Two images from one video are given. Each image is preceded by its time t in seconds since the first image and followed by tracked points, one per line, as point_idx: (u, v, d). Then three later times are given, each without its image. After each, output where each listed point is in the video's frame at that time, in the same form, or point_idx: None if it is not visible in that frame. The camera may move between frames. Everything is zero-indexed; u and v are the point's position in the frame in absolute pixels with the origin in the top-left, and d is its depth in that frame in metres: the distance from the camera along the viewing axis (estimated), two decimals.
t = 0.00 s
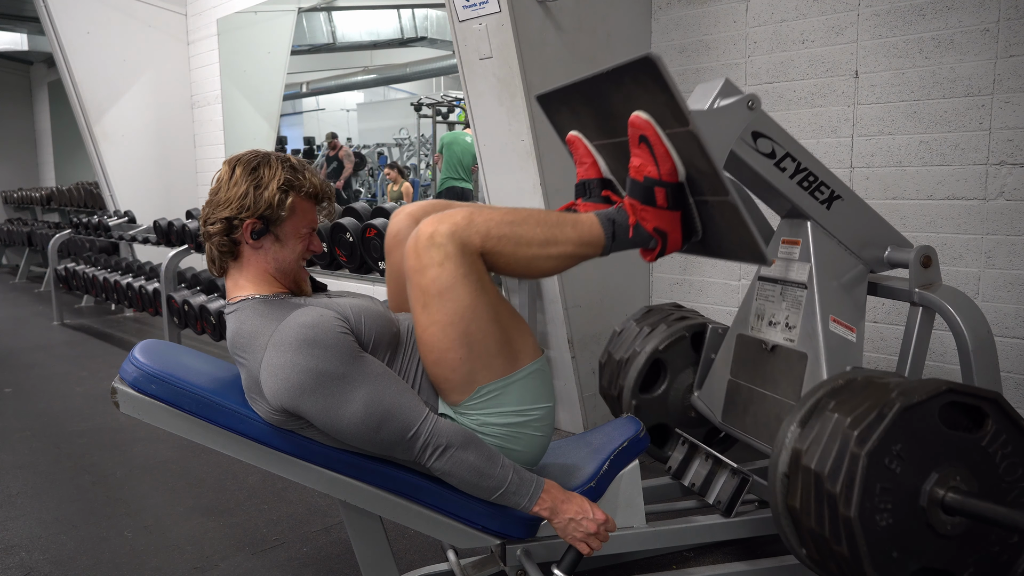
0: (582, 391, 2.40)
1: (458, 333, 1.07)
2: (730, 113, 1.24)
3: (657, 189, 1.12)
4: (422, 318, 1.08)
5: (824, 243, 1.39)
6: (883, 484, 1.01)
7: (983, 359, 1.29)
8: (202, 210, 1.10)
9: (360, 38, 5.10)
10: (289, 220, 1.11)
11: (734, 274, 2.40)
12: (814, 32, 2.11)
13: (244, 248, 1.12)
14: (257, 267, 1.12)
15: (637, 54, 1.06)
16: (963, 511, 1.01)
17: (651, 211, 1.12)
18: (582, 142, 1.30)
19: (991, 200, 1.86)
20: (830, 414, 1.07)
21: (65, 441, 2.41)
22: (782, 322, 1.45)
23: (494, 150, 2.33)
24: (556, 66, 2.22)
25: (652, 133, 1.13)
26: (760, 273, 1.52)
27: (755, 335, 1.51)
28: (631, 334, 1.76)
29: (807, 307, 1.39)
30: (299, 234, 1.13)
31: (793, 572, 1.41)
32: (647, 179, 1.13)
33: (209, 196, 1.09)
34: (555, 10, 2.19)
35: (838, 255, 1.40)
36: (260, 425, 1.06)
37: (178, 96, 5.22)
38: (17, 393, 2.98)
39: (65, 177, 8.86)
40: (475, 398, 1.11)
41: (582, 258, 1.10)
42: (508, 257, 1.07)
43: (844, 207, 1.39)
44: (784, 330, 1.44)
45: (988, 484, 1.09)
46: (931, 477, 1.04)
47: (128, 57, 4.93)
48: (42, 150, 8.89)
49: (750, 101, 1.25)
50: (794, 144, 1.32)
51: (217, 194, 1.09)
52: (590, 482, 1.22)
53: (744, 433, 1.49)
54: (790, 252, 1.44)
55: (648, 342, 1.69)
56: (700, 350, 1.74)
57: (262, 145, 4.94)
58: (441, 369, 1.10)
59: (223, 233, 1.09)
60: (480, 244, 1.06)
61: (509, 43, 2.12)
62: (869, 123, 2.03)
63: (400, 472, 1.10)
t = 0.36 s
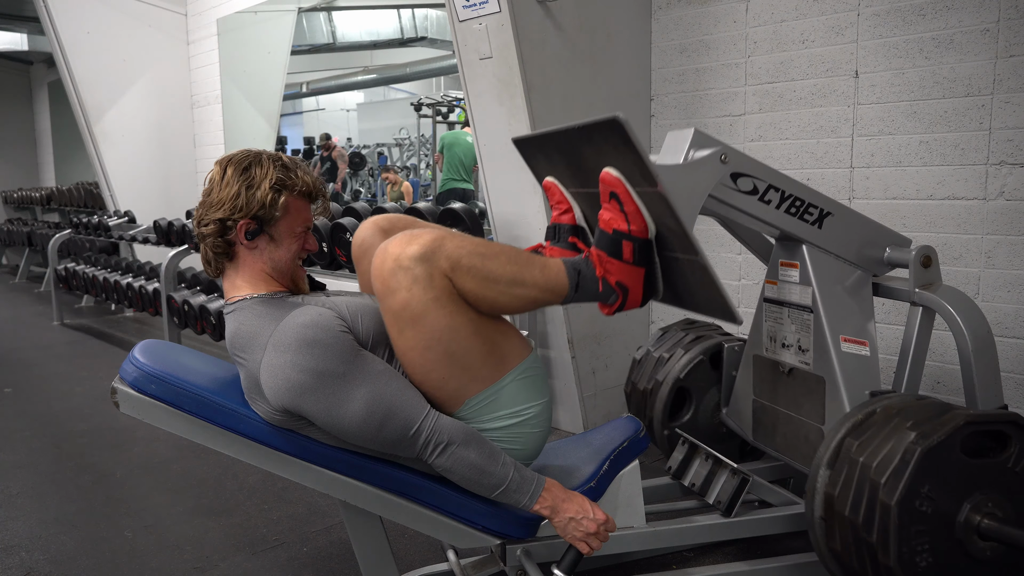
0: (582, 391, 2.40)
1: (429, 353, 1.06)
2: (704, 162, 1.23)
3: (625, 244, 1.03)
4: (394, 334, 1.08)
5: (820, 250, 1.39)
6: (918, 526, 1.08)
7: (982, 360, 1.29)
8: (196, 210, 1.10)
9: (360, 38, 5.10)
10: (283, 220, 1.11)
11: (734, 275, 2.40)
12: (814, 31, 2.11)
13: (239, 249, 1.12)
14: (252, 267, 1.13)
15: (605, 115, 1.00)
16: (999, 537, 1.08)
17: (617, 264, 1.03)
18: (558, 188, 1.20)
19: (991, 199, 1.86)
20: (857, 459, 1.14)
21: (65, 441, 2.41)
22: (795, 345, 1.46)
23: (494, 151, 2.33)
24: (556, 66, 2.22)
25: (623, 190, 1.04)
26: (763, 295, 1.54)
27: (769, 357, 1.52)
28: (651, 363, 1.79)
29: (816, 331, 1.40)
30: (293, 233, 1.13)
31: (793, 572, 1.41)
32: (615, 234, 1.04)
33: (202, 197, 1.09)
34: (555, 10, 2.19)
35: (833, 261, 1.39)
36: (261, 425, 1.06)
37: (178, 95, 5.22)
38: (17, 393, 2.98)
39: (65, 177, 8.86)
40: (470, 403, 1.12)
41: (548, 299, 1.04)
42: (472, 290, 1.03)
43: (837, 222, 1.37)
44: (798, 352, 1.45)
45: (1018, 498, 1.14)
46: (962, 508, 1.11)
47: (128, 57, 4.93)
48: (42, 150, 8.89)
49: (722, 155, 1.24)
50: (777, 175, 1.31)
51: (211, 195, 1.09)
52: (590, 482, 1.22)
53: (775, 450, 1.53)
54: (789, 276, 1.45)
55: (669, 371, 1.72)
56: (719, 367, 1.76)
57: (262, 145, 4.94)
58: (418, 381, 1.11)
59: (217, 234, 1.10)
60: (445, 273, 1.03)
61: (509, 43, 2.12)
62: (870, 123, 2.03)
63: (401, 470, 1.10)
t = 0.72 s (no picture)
0: (582, 391, 2.40)
1: (414, 360, 1.06)
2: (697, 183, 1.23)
3: (613, 269, 1.15)
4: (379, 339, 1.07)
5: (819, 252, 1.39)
6: (935, 541, 1.07)
7: (982, 361, 1.29)
8: (198, 207, 1.10)
9: (360, 38, 5.10)
10: (284, 216, 1.11)
11: (735, 274, 2.40)
12: (814, 32, 2.11)
13: (241, 245, 1.12)
14: (254, 264, 1.12)
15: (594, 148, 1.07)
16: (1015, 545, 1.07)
17: (604, 289, 1.14)
18: (550, 213, 1.33)
19: (991, 200, 1.86)
20: (868, 475, 1.14)
21: (65, 441, 2.41)
22: (802, 354, 1.45)
23: (494, 151, 2.33)
24: (556, 66, 2.22)
25: (612, 221, 1.15)
26: (767, 304, 1.53)
27: (777, 364, 1.52)
28: (660, 375, 1.82)
29: (822, 341, 1.39)
30: (295, 230, 1.13)
31: (793, 572, 1.41)
32: (604, 259, 1.15)
33: (205, 193, 1.09)
34: (555, 10, 2.19)
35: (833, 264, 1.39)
36: (261, 425, 1.06)
37: (178, 95, 5.22)
38: (17, 393, 2.98)
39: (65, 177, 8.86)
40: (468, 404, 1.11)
41: (532, 317, 1.09)
42: (460, 301, 1.04)
43: (833, 230, 1.37)
44: (805, 361, 1.44)
45: None
46: (978, 518, 1.10)
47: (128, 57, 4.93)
48: (42, 150, 8.89)
49: (712, 183, 1.25)
50: (769, 192, 1.30)
51: (213, 191, 1.09)
52: (590, 482, 1.22)
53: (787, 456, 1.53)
54: (791, 286, 1.44)
55: (678, 382, 1.75)
56: (729, 373, 1.79)
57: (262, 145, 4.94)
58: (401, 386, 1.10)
59: (219, 231, 1.10)
60: (433, 283, 1.03)
61: (509, 43, 2.12)
62: (870, 123, 2.03)
63: (401, 470, 1.10)
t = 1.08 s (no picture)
0: (582, 391, 2.40)
1: (435, 349, 1.07)
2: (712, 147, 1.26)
3: (633, 225, 1.11)
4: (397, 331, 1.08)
5: (820, 249, 1.39)
6: (902, 512, 1.05)
7: (981, 360, 1.29)
8: (187, 217, 1.10)
9: (360, 38, 5.10)
10: (274, 220, 1.11)
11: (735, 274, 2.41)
12: (814, 32, 2.11)
13: (233, 253, 1.12)
14: (247, 270, 1.13)
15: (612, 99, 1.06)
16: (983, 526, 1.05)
17: (624, 246, 1.11)
18: (564, 174, 1.31)
19: (991, 199, 1.86)
20: (845, 444, 1.11)
21: (65, 441, 2.41)
22: (790, 337, 1.46)
23: (495, 151, 2.33)
24: (556, 66, 2.22)
25: (630, 173, 1.11)
26: (762, 287, 1.54)
27: (763, 350, 1.52)
28: (640, 355, 1.78)
29: (813, 323, 1.40)
30: (285, 233, 1.13)
31: (793, 572, 1.41)
32: (623, 215, 1.12)
33: (192, 204, 1.09)
34: (555, 10, 2.19)
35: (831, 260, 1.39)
36: (261, 425, 1.06)
37: (178, 95, 5.22)
38: (18, 393, 2.98)
39: (65, 177, 8.86)
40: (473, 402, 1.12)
41: (555, 285, 1.09)
42: (478, 281, 1.06)
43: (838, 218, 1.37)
44: (793, 345, 1.45)
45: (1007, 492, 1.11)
46: (949, 499, 1.07)
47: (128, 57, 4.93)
48: (42, 150, 8.89)
49: (728, 140, 1.26)
50: (782, 166, 1.32)
51: (200, 201, 1.09)
52: (590, 482, 1.22)
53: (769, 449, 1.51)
54: (789, 267, 1.44)
55: (659, 361, 1.71)
56: (710, 361, 1.76)
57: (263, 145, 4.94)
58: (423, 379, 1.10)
59: (210, 239, 1.09)
60: (449, 268, 1.05)
61: (509, 43, 2.12)
62: (870, 123, 2.03)
63: (401, 470, 1.10)
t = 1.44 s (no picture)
0: (583, 391, 2.40)
1: (467, 329, 1.08)
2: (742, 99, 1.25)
3: (662, 179, 1.14)
4: (425, 315, 1.09)
5: (824, 236, 1.39)
6: (874, 471, 1.00)
7: (982, 360, 1.28)
8: (187, 221, 1.10)
9: (360, 38, 5.10)
10: (274, 221, 1.11)
11: (735, 274, 2.41)
12: (814, 32, 2.11)
13: (233, 255, 1.12)
14: (249, 272, 1.13)
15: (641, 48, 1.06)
16: (953, 499, 1.00)
17: (655, 202, 1.14)
18: (587, 135, 1.34)
19: (991, 200, 1.86)
20: (827, 402, 1.06)
21: (65, 441, 2.41)
22: (780, 317, 1.44)
23: (495, 150, 2.33)
24: (556, 65, 2.22)
25: (658, 125, 1.13)
26: (759, 269, 1.53)
27: (751, 330, 1.51)
28: (625, 328, 1.75)
29: (806, 303, 1.39)
30: (286, 234, 1.13)
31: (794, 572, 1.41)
32: (651, 171, 1.15)
33: (192, 207, 1.10)
34: (555, 9, 2.19)
35: (835, 255, 1.39)
36: (261, 426, 1.06)
37: (178, 95, 5.22)
38: (18, 393, 2.98)
39: (65, 177, 8.86)
40: (479, 398, 1.11)
41: (586, 247, 1.12)
42: (510, 252, 1.08)
43: (846, 205, 1.39)
44: (782, 324, 1.43)
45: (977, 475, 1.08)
46: (921, 469, 1.03)
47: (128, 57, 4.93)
48: (42, 150, 8.89)
49: (755, 94, 1.25)
50: (799, 141, 1.32)
51: (200, 204, 1.09)
52: (590, 482, 1.21)
53: (740, 429, 1.47)
54: (790, 248, 1.43)
55: (643, 334, 1.69)
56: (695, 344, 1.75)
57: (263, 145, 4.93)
58: (451, 366, 1.10)
59: (211, 242, 1.10)
60: (481, 243, 1.07)
61: (509, 44, 2.12)
62: (870, 123, 2.03)
63: (401, 471, 1.09)
